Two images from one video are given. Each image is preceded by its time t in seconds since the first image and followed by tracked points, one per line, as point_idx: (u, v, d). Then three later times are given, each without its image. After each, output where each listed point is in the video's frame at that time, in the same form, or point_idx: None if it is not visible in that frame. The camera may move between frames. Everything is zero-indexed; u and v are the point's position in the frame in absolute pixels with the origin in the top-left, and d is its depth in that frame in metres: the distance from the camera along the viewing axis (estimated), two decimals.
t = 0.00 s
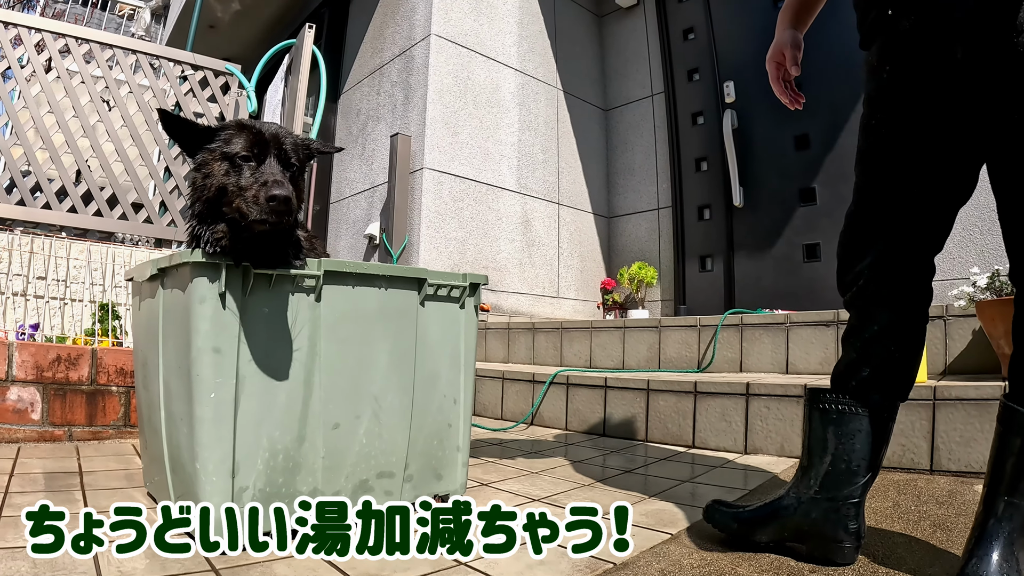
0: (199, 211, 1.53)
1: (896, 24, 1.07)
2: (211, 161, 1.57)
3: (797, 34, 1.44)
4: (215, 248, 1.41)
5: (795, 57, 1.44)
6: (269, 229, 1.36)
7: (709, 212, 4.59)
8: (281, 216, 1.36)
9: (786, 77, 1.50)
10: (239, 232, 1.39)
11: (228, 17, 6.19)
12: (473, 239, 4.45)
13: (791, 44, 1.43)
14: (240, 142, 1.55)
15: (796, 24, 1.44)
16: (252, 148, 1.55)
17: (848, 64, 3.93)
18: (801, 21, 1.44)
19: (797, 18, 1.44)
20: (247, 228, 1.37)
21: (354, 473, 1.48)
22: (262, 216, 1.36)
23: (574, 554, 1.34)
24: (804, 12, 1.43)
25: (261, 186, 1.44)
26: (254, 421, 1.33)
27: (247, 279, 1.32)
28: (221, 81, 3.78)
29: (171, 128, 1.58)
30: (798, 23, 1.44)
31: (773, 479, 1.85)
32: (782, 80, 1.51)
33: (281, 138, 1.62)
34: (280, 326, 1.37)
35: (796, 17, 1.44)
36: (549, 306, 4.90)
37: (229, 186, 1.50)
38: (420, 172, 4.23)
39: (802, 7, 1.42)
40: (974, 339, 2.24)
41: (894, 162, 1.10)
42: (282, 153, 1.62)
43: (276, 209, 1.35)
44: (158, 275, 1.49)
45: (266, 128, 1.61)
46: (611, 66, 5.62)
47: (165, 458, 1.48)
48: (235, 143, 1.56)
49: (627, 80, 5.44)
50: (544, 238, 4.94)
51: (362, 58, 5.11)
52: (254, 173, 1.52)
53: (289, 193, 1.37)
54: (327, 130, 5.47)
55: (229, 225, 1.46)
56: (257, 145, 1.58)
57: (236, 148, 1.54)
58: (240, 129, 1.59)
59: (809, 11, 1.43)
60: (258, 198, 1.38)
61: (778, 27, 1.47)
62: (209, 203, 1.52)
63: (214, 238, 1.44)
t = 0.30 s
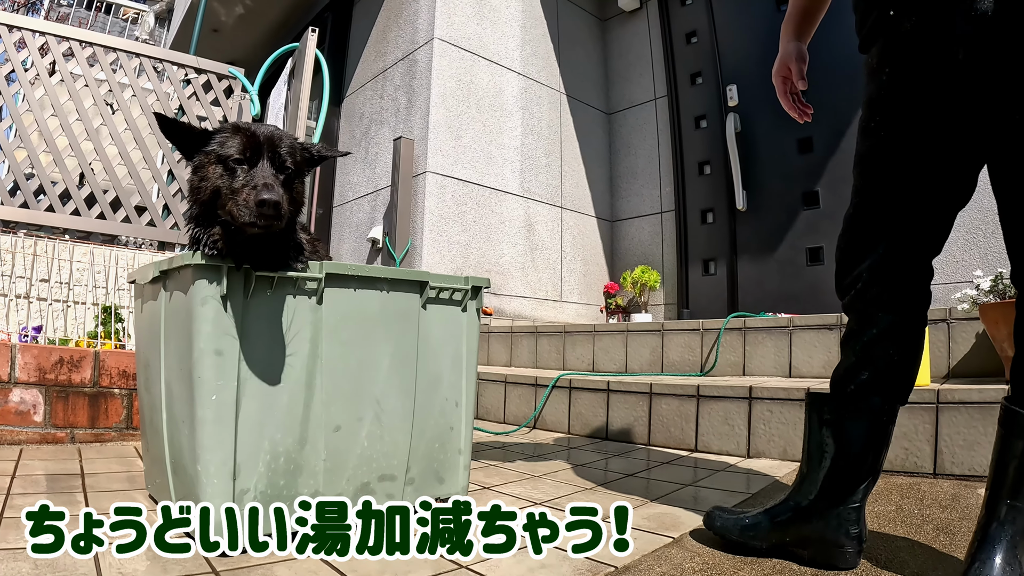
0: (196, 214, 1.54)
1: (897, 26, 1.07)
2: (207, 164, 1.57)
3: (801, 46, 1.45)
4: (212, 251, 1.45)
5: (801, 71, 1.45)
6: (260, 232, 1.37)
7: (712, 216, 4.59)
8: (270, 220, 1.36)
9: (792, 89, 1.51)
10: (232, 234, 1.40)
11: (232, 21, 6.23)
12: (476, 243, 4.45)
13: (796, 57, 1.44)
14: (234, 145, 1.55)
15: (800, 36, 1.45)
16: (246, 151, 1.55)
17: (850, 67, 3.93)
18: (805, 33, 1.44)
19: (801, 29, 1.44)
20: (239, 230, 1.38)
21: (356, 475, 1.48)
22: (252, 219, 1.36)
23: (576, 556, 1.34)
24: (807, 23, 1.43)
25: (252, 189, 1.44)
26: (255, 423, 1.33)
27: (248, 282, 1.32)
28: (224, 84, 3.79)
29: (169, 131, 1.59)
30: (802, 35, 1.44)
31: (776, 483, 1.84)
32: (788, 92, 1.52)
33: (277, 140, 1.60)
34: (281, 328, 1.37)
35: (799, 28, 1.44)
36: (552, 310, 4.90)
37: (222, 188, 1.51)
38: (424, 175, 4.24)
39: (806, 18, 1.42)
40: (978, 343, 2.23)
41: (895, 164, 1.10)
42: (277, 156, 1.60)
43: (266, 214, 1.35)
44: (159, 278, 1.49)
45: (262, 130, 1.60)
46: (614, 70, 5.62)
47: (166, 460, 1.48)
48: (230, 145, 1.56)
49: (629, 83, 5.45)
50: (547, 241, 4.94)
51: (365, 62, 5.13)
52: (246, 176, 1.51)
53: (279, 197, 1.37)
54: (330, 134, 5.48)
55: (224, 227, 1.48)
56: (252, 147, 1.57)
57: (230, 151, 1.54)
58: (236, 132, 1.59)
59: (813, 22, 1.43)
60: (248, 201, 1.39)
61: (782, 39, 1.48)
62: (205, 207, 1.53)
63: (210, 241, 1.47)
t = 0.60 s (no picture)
0: (200, 220, 1.55)
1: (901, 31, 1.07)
2: (211, 170, 1.57)
3: (799, 50, 1.44)
4: (216, 257, 1.45)
5: (797, 74, 1.44)
6: (262, 239, 1.37)
7: (716, 220, 4.58)
8: (272, 227, 1.36)
9: (786, 92, 1.50)
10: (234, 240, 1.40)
11: (235, 25, 6.24)
12: (480, 247, 4.46)
13: (793, 60, 1.43)
14: (237, 151, 1.55)
15: (797, 39, 1.44)
16: (249, 157, 1.55)
17: (854, 72, 3.93)
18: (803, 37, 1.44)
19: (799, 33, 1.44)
20: (241, 237, 1.38)
21: (359, 481, 1.48)
22: (254, 226, 1.36)
23: (579, 561, 1.33)
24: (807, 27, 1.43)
25: (254, 196, 1.44)
26: (259, 429, 1.33)
27: (253, 287, 1.32)
28: (228, 88, 3.81)
29: (172, 137, 1.58)
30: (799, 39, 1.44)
31: (780, 488, 1.84)
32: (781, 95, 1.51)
33: (280, 146, 1.60)
34: (284, 333, 1.37)
35: (798, 30, 1.43)
36: (556, 314, 4.89)
37: (225, 195, 1.51)
38: (428, 179, 4.24)
39: (805, 21, 1.42)
40: (982, 347, 2.22)
41: (896, 171, 1.09)
42: (280, 162, 1.60)
43: (268, 221, 1.35)
44: (163, 283, 1.50)
45: (265, 136, 1.60)
46: (617, 73, 5.63)
47: (169, 465, 1.48)
48: (233, 151, 1.56)
49: (633, 87, 5.45)
50: (551, 246, 4.94)
51: (369, 66, 5.14)
52: (249, 182, 1.51)
53: (280, 204, 1.37)
54: (334, 138, 5.50)
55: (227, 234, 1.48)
56: (255, 153, 1.57)
57: (233, 157, 1.54)
58: (239, 137, 1.59)
59: (812, 26, 1.42)
60: (250, 208, 1.38)
61: (779, 43, 1.47)
62: (208, 213, 1.53)
63: (215, 247, 1.47)
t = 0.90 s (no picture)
0: (206, 225, 1.55)
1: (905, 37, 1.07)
2: (216, 176, 1.57)
3: (807, 60, 1.44)
4: (222, 262, 1.46)
5: (806, 85, 1.43)
6: (266, 244, 1.36)
7: (720, 223, 4.58)
8: (275, 231, 1.35)
9: (798, 103, 1.49)
10: (237, 245, 1.39)
11: (239, 28, 6.26)
12: (485, 251, 4.46)
13: (802, 72, 1.43)
14: (242, 155, 1.55)
15: (806, 50, 1.44)
16: (253, 162, 1.55)
17: (858, 76, 3.93)
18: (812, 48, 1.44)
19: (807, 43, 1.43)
20: (244, 242, 1.37)
21: (366, 485, 1.48)
22: (257, 231, 1.35)
23: (585, 566, 1.33)
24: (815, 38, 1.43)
25: (258, 200, 1.44)
26: (266, 434, 1.33)
27: (260, 293, 1.32)
28: (233, 91, 3.81)
29: (178, 141, 1.58)
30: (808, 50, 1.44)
31: (786, 492, 1.84)
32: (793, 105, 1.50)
33: (285, 150, 1.60)
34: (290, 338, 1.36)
35: (805, 41, 1.43)
36: (560, 317, 4.89)
37: (230, 200, 1.51)
38: (432, 183, 4.25)
39: (813, 31, 1.42)
40: (987, 351, 2.22)
41: (901, 176, 1.09)
42: (285, 166, 1.60)
43: (270, 226, 1.34)
44: (170, 287, 1.50)
45: (270, 140, 1.60)
46: (621, 77, 5.63)
47: (176, 470, 1.48)
48: (238, 156, 1.56)
49: (636, 90, 5.46)
50: (555, 249, 4.94)
51: (374, 69, 5.14)
52: (253, 187, 1.51)
53: (283, 209, 1.37)
54: (339, 142, 5.51)
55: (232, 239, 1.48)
56: (259, 158, 1.57)
57: (238, 161, 1.54)
58: (244, 142, 1.59)
59: (820, 37, 1.42)
60: (253, 212, 1.38)
61: (787, 54, 1.48)
62: (213, 218, 1.54)
63: (221, 252, 1.47)
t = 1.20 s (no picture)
0: (211, 226, 1.55)
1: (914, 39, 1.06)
2: (222, 177, 1.57)
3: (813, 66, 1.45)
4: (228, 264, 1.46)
5: (814, 91, 1.45)
6: (272, 245, 1.37)
7: (723, 225, 4.59)
8: (281, 234, 1.36)
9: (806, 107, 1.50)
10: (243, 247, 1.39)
11: (242, 30, 6.27)
12: (488, 253, 4.47)
13: (809, 78, 1.44)
14: (248, 157, 1.56)
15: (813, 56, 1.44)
16: (259, 164, 1.56)
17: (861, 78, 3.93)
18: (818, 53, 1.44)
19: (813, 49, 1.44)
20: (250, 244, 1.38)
21: (370, 487, 1.48)
22: (263, 233, 1.36)
23: (590, 568, 1.33)
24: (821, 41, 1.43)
25: (264, 202, 1.44)
26: (271, 435, 1.33)
27: (265, 295, 1.31)
28: (236, 93, 3.82)
29: (183, 143, 1.58)
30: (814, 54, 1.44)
31: (790, 494, 1.83)
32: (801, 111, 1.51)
33: (290, 152, 1.60)
34: (295, 339, 1.36)
35: (811, 46, 1.44)
36: (563, 320, 4.89)
37: (236, 202, 1.51)
38: (435, 185, 4.25)
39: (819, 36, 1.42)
40: (991, 353, 2.22)
41: (905, 177, 1.09)
42: (291, 167, 1.60)
43: (276, 228, 1.34)
44: (175, 288, 1.50)
45: (275, 142, 1.60)
46: (623, 78, 5.64)
47: (180, 471, 1.48)
48: (244, 158, 1.56)
49: (639, 92, 5.47)
50: (558, 251, 4.94)
51: (377, 71, 5.15)
52: (259, 189, 1.52)
53: (289, 211, 1.37)
54: (342, 144, 5.52)
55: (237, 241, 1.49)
56: (264, 160, 1.58)
57: (244, 163, 1.55)
58: (250, 144, 1.59)
59: (827, 40, 1.42)
60: (259, 214, 1.38)
61: (794, 58, 1.48)
62: (219, 220, 1.54)
63: (226, 254, 1.48)
